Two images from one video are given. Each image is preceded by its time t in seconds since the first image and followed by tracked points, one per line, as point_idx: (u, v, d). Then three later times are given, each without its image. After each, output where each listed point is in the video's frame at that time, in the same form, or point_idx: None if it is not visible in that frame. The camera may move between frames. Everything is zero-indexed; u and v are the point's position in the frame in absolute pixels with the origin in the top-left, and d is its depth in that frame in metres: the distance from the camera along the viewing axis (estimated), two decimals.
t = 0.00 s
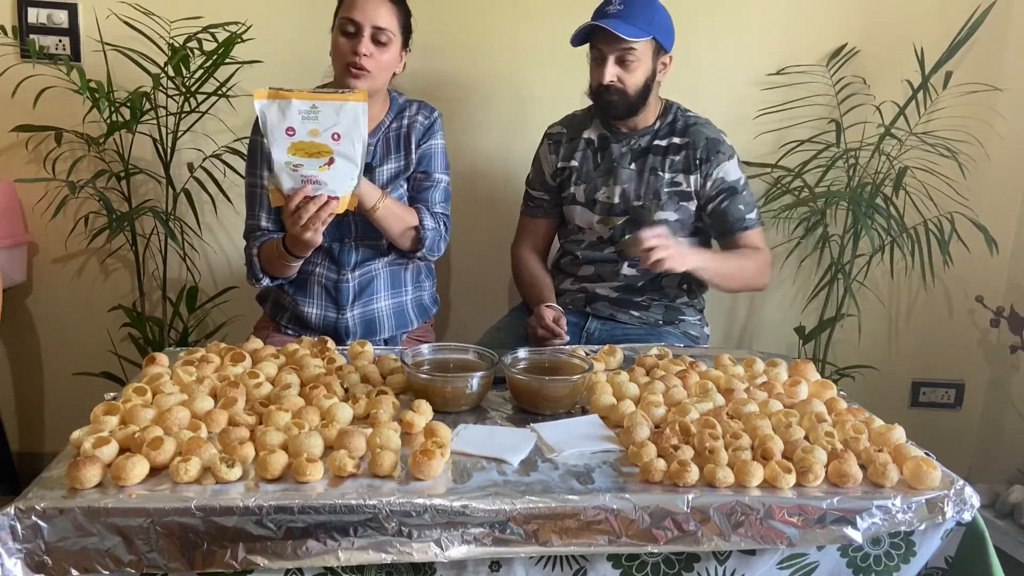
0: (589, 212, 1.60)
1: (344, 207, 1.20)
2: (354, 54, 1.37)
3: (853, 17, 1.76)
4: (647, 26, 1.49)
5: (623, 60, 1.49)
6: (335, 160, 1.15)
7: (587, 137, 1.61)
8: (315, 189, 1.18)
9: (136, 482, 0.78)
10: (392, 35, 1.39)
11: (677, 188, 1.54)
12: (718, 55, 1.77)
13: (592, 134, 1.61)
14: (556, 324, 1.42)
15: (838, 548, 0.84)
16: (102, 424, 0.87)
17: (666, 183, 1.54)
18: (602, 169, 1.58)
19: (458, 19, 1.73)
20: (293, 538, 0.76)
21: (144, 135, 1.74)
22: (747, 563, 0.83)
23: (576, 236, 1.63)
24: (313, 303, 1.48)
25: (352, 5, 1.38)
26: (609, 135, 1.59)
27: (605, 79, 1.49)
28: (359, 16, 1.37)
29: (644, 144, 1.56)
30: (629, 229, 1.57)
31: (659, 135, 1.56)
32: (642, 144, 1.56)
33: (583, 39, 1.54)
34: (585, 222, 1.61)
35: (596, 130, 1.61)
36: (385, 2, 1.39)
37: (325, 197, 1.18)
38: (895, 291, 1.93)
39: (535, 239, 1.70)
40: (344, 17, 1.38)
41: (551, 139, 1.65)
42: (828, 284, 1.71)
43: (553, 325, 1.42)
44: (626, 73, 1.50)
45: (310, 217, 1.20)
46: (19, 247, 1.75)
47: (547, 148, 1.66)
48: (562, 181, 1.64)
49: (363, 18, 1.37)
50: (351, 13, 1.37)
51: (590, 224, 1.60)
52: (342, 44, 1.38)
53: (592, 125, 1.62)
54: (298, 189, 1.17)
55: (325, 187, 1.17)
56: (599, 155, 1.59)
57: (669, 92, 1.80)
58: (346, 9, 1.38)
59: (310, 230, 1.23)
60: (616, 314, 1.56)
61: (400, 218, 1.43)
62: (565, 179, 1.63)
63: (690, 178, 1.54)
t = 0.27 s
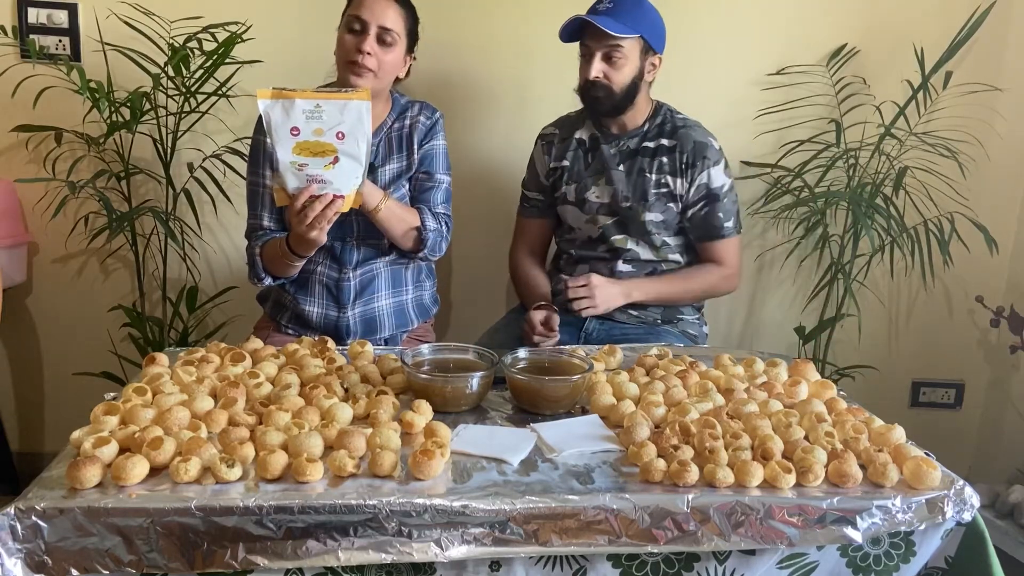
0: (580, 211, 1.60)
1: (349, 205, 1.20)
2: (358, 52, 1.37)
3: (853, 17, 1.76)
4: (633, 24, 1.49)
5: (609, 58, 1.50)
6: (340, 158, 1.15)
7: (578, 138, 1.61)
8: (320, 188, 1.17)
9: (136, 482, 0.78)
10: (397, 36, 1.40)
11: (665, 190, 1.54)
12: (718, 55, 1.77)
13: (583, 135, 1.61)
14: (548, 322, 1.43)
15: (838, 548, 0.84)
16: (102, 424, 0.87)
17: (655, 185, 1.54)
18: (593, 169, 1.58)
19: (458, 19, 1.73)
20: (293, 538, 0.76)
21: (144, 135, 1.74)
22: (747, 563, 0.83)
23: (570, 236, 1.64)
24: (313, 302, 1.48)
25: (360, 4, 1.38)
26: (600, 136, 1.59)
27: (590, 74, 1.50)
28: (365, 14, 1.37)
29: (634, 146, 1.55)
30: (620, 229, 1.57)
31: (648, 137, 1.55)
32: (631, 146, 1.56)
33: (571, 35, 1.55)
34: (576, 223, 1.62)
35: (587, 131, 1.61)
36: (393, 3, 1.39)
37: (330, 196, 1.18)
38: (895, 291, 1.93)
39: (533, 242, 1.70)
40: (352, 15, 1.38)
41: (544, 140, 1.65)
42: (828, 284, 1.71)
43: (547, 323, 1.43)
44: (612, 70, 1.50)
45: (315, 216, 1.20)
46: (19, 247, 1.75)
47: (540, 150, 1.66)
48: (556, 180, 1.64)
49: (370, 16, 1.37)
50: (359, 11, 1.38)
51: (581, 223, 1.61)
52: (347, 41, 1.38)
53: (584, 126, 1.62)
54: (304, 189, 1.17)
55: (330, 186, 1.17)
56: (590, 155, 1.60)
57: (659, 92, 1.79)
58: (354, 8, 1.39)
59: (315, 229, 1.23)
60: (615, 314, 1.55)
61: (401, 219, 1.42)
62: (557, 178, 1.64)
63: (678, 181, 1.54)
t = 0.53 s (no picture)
0: (578, 215, 1.61)
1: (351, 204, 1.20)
2: (363, 56, 1.37)
3: (853, 17, 1.76)
4: (625, 22, 1.49)
5: (602, 57, 1.50)
6: (341, 157, 1.15)
7: (573, 140, 1.61)
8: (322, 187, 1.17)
9: (136, 482, 0.78)
10: (402, 41, 1.40)
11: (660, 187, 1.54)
12: (718, 56, 1.77)
13: (578, 137, 1.61)
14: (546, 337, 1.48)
15: (838, 548, 0.84)
16: (102, 424, 0.87)
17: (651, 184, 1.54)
18: (589, 171, 1.58)
19: (458, 19, 1.73)
20: (293, 538, 0.76)
21: (144, 135, 1.74)
22: (747, 563, 0.83)
23: (568, 239, 1.65)
24: (312, 302, 1.48)
25: (366, 8, 1.38)
26: (595, 137, 1.59)
27: (583, 74, 1.50)
28: (371, 18, 1.37)
29: (628, 145, 1.55)
30: (618, 230, 1.57)
31: (642, 135, 1.55)
32: (626, 145, 1.56)
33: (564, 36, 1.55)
34: (574, 224, 1.62)
35: (582, 133, 1.61)
36: (400, 8, 1.39)
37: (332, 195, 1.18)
38: (895, 291, 1.93)
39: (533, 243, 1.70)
40: (358, 18, 1.38)
41: (539, 145, 1.65)
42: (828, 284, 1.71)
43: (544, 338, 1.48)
44: (604, 69, 1.50)
45: (317, 215, 1.19)
46: (19, 247, 1.75)
47: (535, 153, 1.66)
48: (552, 183, 1.64)
49: (376, 21, 1.37)
50: (365, 15, 1.37)
51: (579, 226, 1.61)
52: (352, 44, 1.38)
53: (578, 129, 1.62)
54: (305, 188, 1.17)
55: (332, 185, 1.17)
56: (585, 157, 1.60)
57: (653, 91, 1.79)
58: (361, 11, 1.39)
59: (317, 228, 1.22)
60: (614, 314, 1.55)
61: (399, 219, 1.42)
62: (554, 182, 1.64)
63: (674, 178, 1.54)
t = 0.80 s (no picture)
0: (577, 216, 1.61)
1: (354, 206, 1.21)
2: (365, 59, 1.37)
3: (853, 17, 1.76)
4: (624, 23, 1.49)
5: (601, 58, 1.50)
6: (345, 159, 1.15)
7: (573, 141, 1.61)
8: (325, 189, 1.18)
9: (136, 482, 0.78)
10: (404, 44, 1.39)
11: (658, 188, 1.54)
12: (719, 56, 1.77)
13: (577, 138, 1.61)
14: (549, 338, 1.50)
15: (838, 548, 0.84)
16: (102, 424, 0.87)
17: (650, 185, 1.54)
18: (589, 172, 1.58)
19: (458, 19, 1.73)
20: (293, 538, 0.76)
21: (144, 135, 1.74)
22: (747, 563, 0.83)
23: (568, 240, 1.64)
24: (312, 301, 1.48)
25: (368, 11, 1.38)
26: (594, 139, 1.59)
27: (583, 75, 1.50)
28: (373, 21, 1.37)
29: (628, 146, 1.55)
30: (618, 231, 1.57)
31: (642, 136, 1.55)
32: (625, 146, 1.56)
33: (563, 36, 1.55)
34: (574, 225, 1.62)
35: (581, 134, 1.61)
36: (402, 11, 1.39)
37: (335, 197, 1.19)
38: (895, 291, 1.93)
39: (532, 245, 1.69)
40: (361, 22, 1.38)
41: (539, 145, 1.65)
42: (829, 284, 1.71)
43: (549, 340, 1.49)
44: (603, 69, 1.50)
45: (321, 217, 1.20)
46: (19, 247, 1.75)
47: (535, 153, 1.66)
48: (551, 184, 1.64)
49: (378, 25, 1.37)
50: (367, 19, 1.37)
51: (578, 227, 1.61)
52: (355, 48, 1.38)
53: (578, 129, 1.62)
54: (308, 189, 1.17)
55: (335, 188, 1.18)
56: (585, 158, 1.60)
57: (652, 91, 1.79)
58: (363, 14, 1.38)
59: (320, 230, 1.23)
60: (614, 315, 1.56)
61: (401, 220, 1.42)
62: (553, 183, 1.64)
63: (673, 178, 1.54)
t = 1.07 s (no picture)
0: (577, 218, 1.60)
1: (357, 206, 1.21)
2: (365, 60, 1.37)
3: (853, 17, 1.76)
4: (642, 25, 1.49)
5: (620, 61, 1.49)
6: (347, 159, 1.15)
7: (572, 142, 1.61)
8: (327, 189, 1.18)
9: (136, 482, 0.78)
10: (404, 44, 1.40)
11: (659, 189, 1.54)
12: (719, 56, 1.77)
13: (577, 139, 1.61)
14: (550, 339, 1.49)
15: (838, 548, 0.84)
16: (102, 424, 0.87)
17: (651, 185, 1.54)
18: (589, 174, 1.58)
19: (458, 19, 1.73)
20: (293, 538, 0.76)
21: (144, 135, 1.74)
22: (747, 563, 0.83)
23: (567, 240, 1.64)
24: (313, 301, 1.48)
25: (368, 12, 1.38)
26: (594, 140, 1.59)
27: (606, 79, 1.48)
28: (372, 22, 1.37)
29: (628, 147, 1.55)
30: (617, 233, 1.57)
31: (642, 137, 1.55)
32: (625, 147, 1.56)
33: (576, 39, 1.51)
34: (573, 226, 1.62)
35: (580, 135, 1.61)
36: (403, 11, 1.39)
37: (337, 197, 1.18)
38: (895, 291, 1.93)
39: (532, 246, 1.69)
40: (360, 23, 1.38)
41: (538, 146, 1.65)
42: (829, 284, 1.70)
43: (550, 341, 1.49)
44: (623, 73, 1.49)
45: (324, 217, 1.20)
46: (19, 247, 1.75)
47: (534, 154, 1.66)
48: (551, 186, 1.64)
49: (378, 26, 1.37)
50: (367, 20, 1.37)
51: (577, 229, 1.61)
52: (354, 49, 1.38)
53: (578, 130, 1.62)
54: (311, 190, 1.17)
55: (338, 188, 1.18)
56: (585, 160, 1.59)
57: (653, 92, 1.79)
58: (362, 14, 1.38)
59: (323, 230, 1.23)
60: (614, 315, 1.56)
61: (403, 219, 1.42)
62: (553, 185, 1.63)
63: (674, 180, 1.54)
